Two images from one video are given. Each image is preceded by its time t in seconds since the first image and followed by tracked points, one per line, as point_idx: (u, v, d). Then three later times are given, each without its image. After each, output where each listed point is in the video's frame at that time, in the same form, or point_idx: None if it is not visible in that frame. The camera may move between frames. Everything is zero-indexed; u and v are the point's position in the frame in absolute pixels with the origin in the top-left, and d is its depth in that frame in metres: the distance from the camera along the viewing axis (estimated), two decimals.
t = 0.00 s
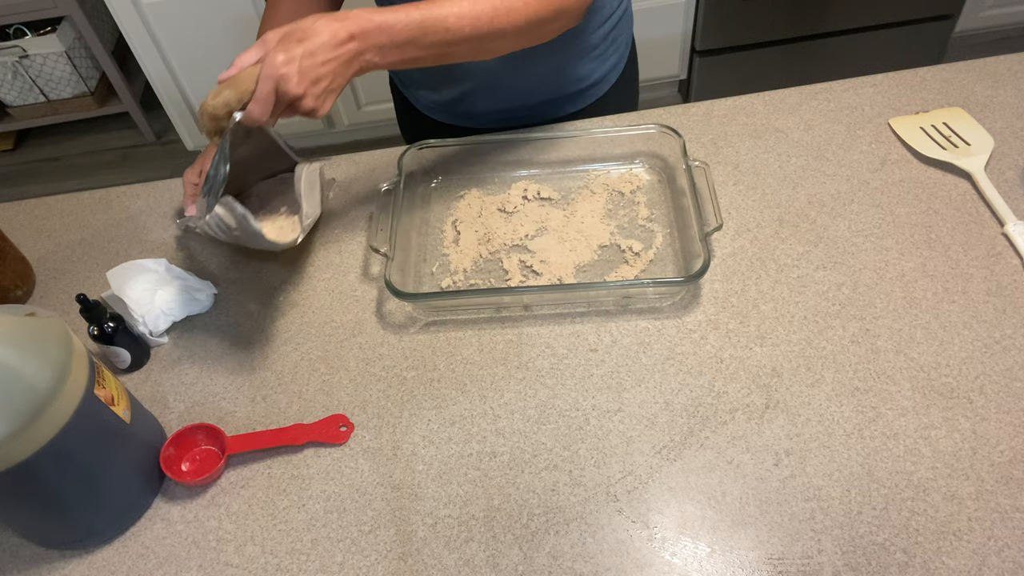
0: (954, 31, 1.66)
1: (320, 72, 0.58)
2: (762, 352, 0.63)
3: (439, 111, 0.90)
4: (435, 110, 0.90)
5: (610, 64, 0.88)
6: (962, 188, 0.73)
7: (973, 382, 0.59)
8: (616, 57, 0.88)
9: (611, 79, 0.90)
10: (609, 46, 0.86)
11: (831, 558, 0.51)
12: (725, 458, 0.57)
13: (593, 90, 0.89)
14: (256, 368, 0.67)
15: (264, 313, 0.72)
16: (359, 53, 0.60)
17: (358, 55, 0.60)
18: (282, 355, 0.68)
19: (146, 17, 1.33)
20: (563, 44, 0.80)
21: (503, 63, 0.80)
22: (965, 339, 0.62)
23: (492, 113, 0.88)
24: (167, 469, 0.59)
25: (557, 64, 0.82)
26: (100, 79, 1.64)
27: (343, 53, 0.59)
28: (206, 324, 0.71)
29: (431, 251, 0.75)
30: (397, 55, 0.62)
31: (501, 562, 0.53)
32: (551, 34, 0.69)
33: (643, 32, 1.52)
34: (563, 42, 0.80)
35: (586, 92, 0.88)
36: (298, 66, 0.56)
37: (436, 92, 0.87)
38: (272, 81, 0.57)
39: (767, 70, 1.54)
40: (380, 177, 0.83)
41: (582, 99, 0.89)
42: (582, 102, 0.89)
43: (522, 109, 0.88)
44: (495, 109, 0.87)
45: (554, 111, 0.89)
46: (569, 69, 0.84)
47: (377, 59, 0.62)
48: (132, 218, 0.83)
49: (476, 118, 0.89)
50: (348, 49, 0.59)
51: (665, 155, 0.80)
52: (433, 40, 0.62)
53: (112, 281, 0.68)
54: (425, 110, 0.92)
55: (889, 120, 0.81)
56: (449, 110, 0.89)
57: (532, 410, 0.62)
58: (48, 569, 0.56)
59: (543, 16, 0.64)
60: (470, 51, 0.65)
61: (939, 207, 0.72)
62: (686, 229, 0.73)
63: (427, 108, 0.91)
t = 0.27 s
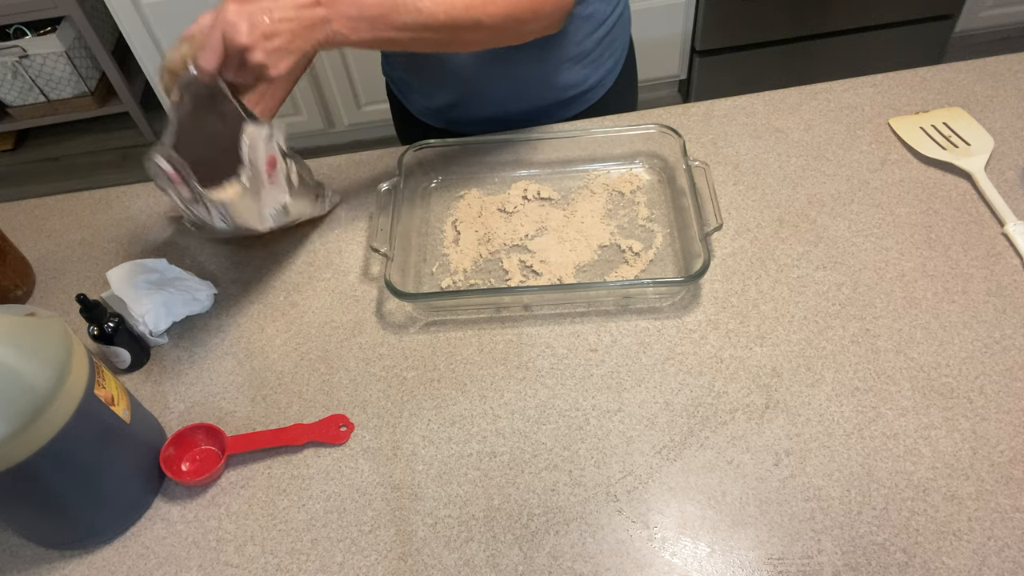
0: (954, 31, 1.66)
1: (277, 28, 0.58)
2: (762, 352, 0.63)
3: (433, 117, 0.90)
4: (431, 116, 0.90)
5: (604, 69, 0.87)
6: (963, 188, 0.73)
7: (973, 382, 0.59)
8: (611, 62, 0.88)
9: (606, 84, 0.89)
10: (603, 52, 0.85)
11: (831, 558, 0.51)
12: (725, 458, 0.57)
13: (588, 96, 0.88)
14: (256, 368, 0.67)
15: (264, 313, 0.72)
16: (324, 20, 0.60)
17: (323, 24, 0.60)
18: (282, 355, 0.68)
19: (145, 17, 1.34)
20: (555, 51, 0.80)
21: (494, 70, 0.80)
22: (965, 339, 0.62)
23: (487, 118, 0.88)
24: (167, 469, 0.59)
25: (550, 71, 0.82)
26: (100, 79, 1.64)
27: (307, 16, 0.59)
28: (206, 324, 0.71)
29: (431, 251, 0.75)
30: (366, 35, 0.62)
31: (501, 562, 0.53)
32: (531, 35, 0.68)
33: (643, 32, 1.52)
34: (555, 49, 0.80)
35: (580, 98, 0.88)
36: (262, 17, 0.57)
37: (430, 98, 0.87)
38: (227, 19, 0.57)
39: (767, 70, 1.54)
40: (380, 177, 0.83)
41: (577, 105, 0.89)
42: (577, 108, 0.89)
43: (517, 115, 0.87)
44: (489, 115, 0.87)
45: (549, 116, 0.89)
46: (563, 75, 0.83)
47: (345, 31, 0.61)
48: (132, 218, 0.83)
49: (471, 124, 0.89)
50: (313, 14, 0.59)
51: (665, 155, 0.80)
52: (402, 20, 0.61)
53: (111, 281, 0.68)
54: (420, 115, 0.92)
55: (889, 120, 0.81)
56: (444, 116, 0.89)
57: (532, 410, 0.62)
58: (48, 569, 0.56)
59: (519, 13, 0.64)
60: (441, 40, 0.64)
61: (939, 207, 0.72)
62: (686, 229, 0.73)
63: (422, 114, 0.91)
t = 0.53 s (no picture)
0: (954, 31, 1.66)
1: None
2: (762, 352, 0.63)
3: (429, 119, 0.90)
4: (424, 119, 0.90)
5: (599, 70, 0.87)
6: (963, 188, 0.73)
7: (973, 382, 0.59)
8: (605, 63, 0.88)
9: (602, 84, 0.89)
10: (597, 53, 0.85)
11: (831, 558, 0.51)
12: (725, 458, 0.57)
13: (583, 97, 0.88)
14: (256, 368, 0.67)
15: (264, 313, 0.72)
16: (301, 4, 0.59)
17: (295, 2, 0.59)
18: (282, 355, 0.68)
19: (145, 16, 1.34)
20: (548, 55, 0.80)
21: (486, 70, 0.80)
22: (965, 339, 0.62)
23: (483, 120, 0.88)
24: (167, 469, 0.59)
25: (544, 72, 0.82)
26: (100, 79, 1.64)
27: None
28: (206, 324, 0.71)
29: (431, 251, 0.75)
30: (338, 18, 0.62)
31: (501, 562, 0.53)
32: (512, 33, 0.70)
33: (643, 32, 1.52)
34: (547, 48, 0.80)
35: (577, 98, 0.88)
36: None
37: (425, 100, 0.86)
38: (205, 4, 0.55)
39: (767, 70, 1.54)
40: (380, 177, 0.83)
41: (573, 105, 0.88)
42: (573, 109, 0.89)
43: (512, 118, 0.87)
44: (484, 118, 0.87)
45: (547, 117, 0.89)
46: (556, 76, 0.83)
47: (316, 11, 0.61)
48: (132, 218, 0.83)
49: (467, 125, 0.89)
50: None
51: (665, 155, 0.80)
52: (377, 4, 0.63)
53: (113, 282, 0.70)
54: (415, 117, 0.91)
55: (889, 120, 0.81)
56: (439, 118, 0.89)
57: (532, 410, 0.62)
58: (48, 569, 0.56)
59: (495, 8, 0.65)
60: (417, 30, 0.66)
61: (939, 207, 0.72)
62: (686, 229, 0.73)
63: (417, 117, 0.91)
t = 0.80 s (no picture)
0: (954, 31, 1.66)
1: (270, 131, 0.53)
2: (763, 352, 0.63)
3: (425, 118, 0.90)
4: (421, 118, 0.90)
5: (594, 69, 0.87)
6: (962, 188, 0.73)
7: (973, 382, 0.59)
8: (600, 62, 0.88)
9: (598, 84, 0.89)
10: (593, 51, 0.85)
11: (831, 558, 0.51)
12: (725, 458, 0.57)
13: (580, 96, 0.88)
14: (256, 368, 0.67)
15: (264, 313, 0.72)
16: (322, 110, 0.54)
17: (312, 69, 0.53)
18: (282, 355, 0.68)
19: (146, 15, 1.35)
20: (544, 53, 0.80)
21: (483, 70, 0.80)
22: (965, 339, 0.62)
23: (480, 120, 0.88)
24: (167, 469, 0.59)
25: (539, 71, 0.82)
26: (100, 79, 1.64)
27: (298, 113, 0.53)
28: (206, 324, 0.71)
29: (431, 251, 0.75)
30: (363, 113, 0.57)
31: (501, 562, 0.53)
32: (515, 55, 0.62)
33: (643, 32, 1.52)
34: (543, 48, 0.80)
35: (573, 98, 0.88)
36: (244, 123, 0.52)
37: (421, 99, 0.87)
38: (223, 129, 0.52)
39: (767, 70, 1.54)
40: (380, 177, 0.83)
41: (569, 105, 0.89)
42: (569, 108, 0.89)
43: (509, 118, 0.88)
44: (481, 117, 0.87)
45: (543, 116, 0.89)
46: (552, 75, 0.83)
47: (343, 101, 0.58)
48: (132, 218, 0.83)
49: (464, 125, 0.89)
50: (305, 106, 0.53)
51: (665, 155, 0.80)
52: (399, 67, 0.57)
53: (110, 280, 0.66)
54: (412, 116, 0.92)
55: (889, 120, 0.81)
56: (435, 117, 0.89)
57: (532, 410, 0.62)
58: (48, 569, 0.56)
59: (497, 43, 0.57)
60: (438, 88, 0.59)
61: (939, 207, 0.72)
62: (686, 229, 0.73)
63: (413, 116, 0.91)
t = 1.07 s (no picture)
0: (954, 32, 1.66)
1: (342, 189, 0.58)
2: (762, 352, 0.63)
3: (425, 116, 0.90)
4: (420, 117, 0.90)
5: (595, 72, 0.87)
6: (962, 188, 0.73)
7: (973, 382, 0.59)
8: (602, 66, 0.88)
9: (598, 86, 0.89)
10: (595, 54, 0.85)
11: (831, 558, 0.51)
12: (725, 458, 0.57)
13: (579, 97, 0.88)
14: (256, 368, 0.67)
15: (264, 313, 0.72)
16: (384, 158, 0.59)
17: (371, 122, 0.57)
18: (282, 355, 0.68)
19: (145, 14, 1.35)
20: (542, 56, 0.79)
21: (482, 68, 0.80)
22: (965, 339, 0.62)
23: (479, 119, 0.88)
24: (167, 469, 0.59)
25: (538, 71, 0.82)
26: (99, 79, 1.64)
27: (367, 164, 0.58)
28: (206, 324, 0.71)
29: (431, 251, 0.75)
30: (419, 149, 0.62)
31: (501, 562, 0.53)
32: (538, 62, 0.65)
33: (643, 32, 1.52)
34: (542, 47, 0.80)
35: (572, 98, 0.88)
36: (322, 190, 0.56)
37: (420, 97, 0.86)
38: (310, 206, 0.56)
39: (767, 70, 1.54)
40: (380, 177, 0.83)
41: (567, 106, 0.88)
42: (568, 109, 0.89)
43: (507, 116, 0.87)
44: (479, 116, 0.87)
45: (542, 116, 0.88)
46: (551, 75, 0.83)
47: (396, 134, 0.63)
48: (132, 219, 0.83)
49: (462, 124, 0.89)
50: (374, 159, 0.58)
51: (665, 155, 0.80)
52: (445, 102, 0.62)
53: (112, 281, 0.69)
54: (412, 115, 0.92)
55: (889, 119, 0.81)
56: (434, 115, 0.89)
57: (532, 410, 0.62)
58: (48, 569, 0.56)
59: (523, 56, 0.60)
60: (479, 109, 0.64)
61: (939, 207, 0.72)
62: (686, 229, 0.73)
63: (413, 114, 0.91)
